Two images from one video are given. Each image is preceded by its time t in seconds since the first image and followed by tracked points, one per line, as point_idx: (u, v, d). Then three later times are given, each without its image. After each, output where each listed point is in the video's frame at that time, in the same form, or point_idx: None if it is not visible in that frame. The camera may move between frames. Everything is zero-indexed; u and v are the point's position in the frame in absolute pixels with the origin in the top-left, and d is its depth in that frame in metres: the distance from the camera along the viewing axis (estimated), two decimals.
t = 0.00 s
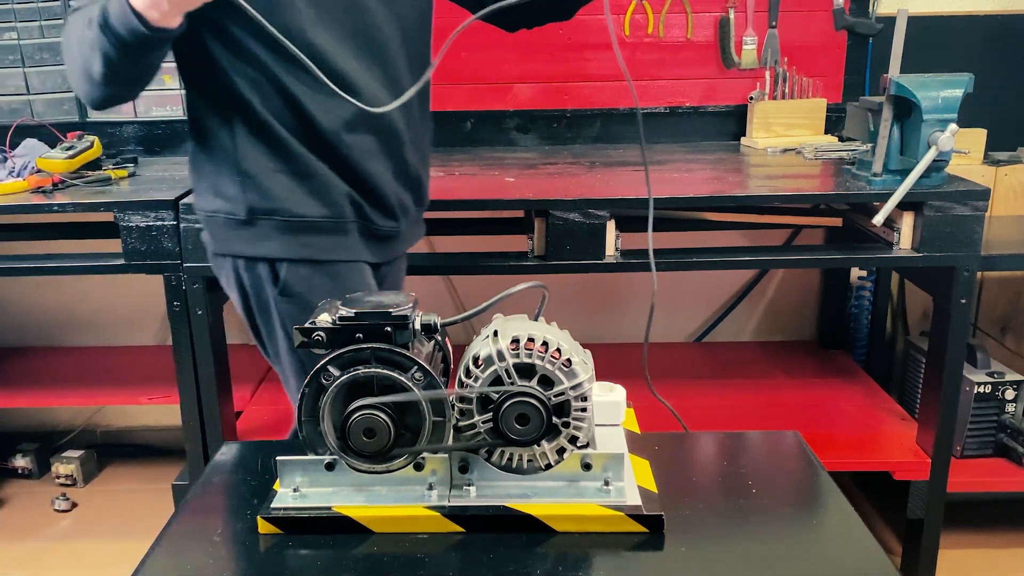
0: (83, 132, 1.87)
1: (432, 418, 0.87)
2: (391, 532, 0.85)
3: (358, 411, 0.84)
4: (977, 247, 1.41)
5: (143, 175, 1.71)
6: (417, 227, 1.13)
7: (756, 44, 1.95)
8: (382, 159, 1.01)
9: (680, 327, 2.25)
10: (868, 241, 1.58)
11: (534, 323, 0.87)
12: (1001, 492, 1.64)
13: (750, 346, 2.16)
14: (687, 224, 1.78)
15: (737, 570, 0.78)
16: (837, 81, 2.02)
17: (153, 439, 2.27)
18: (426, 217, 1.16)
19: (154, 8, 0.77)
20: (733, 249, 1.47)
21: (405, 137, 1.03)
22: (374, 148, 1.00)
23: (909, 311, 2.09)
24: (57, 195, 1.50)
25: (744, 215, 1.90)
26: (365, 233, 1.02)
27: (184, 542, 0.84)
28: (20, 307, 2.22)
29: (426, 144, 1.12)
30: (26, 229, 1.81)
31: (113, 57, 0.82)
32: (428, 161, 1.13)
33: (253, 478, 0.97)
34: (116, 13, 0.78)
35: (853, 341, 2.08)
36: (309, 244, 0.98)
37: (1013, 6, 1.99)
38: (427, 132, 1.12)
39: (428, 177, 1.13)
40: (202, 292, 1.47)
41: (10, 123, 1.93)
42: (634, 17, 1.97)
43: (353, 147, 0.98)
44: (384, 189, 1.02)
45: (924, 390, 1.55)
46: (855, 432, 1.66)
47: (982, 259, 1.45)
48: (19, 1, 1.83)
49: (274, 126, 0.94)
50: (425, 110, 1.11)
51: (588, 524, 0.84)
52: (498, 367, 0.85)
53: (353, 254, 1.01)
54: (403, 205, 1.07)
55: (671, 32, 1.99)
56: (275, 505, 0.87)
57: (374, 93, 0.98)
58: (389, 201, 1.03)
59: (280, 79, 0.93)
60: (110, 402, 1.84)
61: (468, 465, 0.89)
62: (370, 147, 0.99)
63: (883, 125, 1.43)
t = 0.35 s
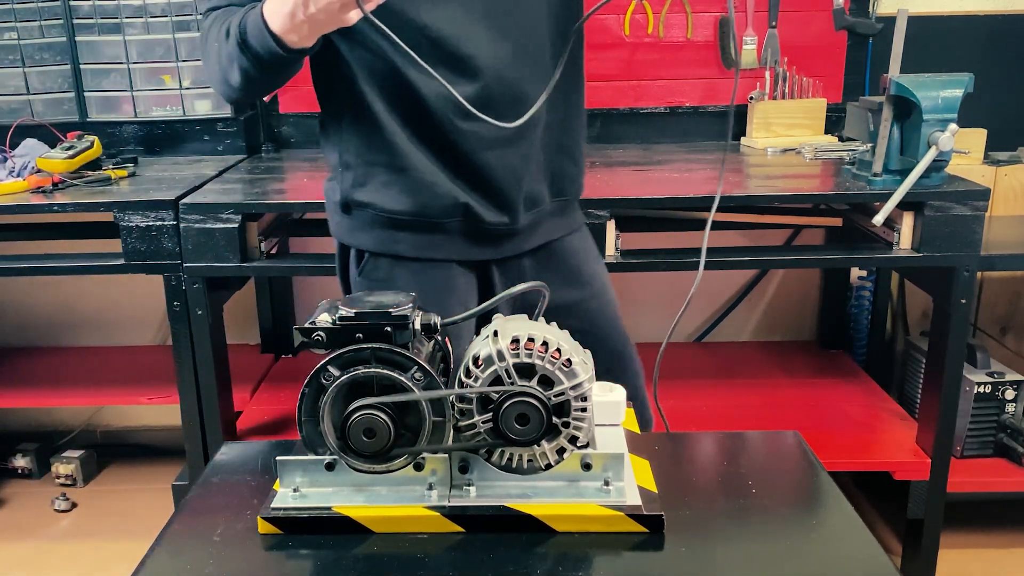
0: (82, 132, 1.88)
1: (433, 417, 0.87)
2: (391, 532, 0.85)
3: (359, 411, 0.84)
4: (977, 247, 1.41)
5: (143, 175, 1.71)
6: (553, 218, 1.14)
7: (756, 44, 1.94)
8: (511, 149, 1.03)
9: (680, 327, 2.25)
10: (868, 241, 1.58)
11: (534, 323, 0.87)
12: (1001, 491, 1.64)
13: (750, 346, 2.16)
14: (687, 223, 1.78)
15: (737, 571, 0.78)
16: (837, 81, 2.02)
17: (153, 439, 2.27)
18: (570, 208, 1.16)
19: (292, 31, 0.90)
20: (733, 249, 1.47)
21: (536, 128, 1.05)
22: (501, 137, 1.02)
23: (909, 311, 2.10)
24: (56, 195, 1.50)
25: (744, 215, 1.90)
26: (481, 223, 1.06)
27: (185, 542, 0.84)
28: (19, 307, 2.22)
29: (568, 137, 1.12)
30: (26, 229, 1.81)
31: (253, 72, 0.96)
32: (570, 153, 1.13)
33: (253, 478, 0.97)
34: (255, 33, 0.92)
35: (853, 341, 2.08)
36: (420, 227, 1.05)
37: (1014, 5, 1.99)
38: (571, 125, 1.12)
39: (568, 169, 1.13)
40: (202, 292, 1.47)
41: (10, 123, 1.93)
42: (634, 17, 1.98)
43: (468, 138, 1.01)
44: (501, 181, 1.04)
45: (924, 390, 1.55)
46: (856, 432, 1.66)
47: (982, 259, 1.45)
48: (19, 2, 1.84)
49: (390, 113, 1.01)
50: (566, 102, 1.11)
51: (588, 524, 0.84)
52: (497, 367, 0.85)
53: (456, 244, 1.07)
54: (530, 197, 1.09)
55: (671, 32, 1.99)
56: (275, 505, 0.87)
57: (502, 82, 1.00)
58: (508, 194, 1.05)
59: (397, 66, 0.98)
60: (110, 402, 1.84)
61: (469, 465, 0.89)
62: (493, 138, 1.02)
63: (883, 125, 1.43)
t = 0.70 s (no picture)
0: (82, 132, 1.88)
1: (433, 418, 0.87)
2: (391, 532, 0.85)
3: (358, 411, 0.84)
4: (977, 247, 1.41)
5: (143, 175, 1.71)
6: (670, 247, 1.03)
7: (756, 43, 1.95)
8: (605, 167, 0.97)
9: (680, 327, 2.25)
10: (868, 241, 1.58)
11: (534, 323, 0.87)
12: (1001, 491, 1.64)
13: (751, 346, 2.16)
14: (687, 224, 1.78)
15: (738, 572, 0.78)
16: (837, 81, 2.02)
17: (153, 439, 2.27)
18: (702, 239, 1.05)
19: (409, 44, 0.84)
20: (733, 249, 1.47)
21: (641, 147, 0.97)
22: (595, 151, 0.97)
23: (909, 311, 2.10)
24: (56, 195, 1.50)
25: (744, 215, 1.90)
26: (574, 239, 1.01)
27: (185, 542, 0.84)
28: (19, 307, 2.22)
29: (705, 164, 1.00)
30: (25, 229, 1.81)
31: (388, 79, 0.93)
32: (705, 183, 1.01)
33: (253, 478, 0.97)
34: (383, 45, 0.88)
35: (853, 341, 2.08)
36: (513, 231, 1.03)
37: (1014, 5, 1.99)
38: (711, 153, 1.00)
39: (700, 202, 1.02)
40: (202, 292, 1.47)
41: (10, 123, 1.93)
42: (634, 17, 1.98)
43: (562, 147, 0.97)
44: (594, 197, 0.99)
45: (924, 390, 1.55)
46: (857, 432, 1.66)
47: (982, 259, 1.45)
48: (19, 2, 1.84)
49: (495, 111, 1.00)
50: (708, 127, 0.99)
51: (588, 524, 0.84)
52: (497, 367, 0.85)
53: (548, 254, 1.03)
54: (638, 221, 1.01)
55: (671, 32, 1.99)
56: (275, 505, 0.87)
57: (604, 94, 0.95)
58: (604, 212, 0.99)
59: (511, 67, 0.97)
60: (110, 402, 1.84)
61: (469, 464, 0.89)
62: (587, 152, 0.97)
63: (883, 125, 1.43)
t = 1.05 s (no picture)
0: (81, 133, 1.88)
1: (433, 417, 0.87)
2: (391, 532, 0.85)
3: (359, 411, 0.84)
4: (977, 247, 1.41)
5: (143, 175, 1.71)
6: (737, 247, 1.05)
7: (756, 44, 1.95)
8: (677, 149, 1.02)
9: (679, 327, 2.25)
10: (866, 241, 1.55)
11: (534, 323, 0.87)
12: (1000, 491, 1.64)
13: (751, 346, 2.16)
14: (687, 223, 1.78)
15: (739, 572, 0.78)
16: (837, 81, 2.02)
17: (153, 438, 2.27)
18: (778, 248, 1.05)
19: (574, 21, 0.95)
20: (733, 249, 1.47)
21: (716, 139, 0.99)
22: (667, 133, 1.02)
23: (909, 311, 2.10)
24: (56, 195, 1.50)
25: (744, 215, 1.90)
26: (649, 221, 1.06)
27: (185, 542, 0.84)
28: (19, 307, 2.22)
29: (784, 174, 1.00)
30: (25, 229, 1.81)
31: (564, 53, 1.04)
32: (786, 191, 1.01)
33: (253, 478, 0.97)
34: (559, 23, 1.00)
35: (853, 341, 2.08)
36: (598, 205, 1.12)
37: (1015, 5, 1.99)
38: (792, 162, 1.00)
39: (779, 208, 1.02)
40: (202, 292, 1.47)
41: (10, 123, 1.93)
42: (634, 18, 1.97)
43: (640, 128, 1.04)
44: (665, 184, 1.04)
45: (924, 390, 1.55)
46: (858, 432, 1.66)
47: (982, 259, 1.45)
48: (19, 2, 1.84)
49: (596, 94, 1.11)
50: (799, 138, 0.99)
51: (588, 524, 0.84)
52: (498, 367, 0.85)
53: (624, 232, 1.09)
54: (709, 211, 1.04)
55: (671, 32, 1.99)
56: (275, 505, 0.86)
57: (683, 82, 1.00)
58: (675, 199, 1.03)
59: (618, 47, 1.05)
60: (111, 402, 1.84)
61: (469, 464, 0.89)
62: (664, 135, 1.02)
63: (883, 125, 1.44)
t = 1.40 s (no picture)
0: (81, 133, 1.88)
1: (433, 418, 0.87)
2: (391, 532, 0.85)
3: (359, 411, 0.84)
4: (977, 247, 1.41)
5: (143, 175, 1.71)
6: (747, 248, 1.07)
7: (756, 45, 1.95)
8: (687, 152, 1.02)
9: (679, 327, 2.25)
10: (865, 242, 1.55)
11: (534, 322, 0.87)
12: (1001, 491, 1.64)
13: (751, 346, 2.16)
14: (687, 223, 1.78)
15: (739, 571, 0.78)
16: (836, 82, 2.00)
17: (153, 438, 2.27)
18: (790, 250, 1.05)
19: None
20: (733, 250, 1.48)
21: (721, 147, 0.97)
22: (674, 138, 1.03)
23: (909, 311, 2.10)
24: (56, 195, 1.50)
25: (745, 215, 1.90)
26: (664, 222, 1.12)
27: (185, 542, 0.84)
28: (19, 307, 2.22)
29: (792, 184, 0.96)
30: (25, 229, 1.81)
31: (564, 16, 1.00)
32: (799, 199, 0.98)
33: (253, 478, 0.97)
34: None
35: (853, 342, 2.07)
36: (623, 203, 1.17)
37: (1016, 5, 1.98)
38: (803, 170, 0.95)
39: (792, 212, 0.99)
40: (202, 292, 1.47)
41: (10, 123, 1.93)
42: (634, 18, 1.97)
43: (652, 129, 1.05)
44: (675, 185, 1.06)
45: (924, 390, 1.55)
46: (858, 432, 1.66)
47: (982, 259, 1.45)
48: (19, 2, 1.84)
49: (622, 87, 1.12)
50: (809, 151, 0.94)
51: (588, 524, 0.84)
52: (498, 367, 0.85)
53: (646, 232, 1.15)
54: (720, 214, 1.05)
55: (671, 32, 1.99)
56: (275, 505, 0.86)
57: (685, 89, 0.98)
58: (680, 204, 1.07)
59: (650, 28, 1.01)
60: (111, 402, 1.84)
61: (468, 464, 0.89)
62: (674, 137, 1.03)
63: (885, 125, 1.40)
